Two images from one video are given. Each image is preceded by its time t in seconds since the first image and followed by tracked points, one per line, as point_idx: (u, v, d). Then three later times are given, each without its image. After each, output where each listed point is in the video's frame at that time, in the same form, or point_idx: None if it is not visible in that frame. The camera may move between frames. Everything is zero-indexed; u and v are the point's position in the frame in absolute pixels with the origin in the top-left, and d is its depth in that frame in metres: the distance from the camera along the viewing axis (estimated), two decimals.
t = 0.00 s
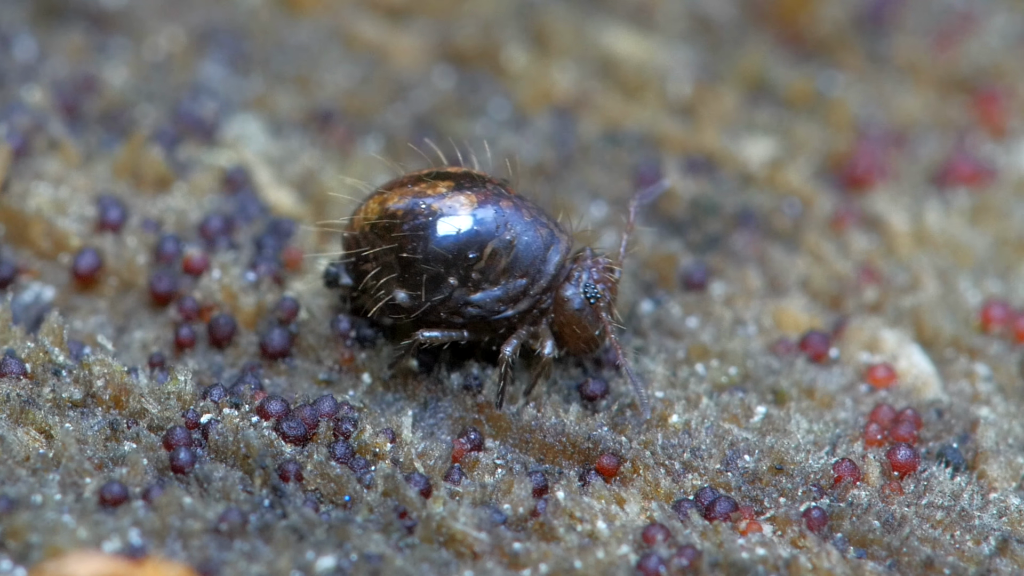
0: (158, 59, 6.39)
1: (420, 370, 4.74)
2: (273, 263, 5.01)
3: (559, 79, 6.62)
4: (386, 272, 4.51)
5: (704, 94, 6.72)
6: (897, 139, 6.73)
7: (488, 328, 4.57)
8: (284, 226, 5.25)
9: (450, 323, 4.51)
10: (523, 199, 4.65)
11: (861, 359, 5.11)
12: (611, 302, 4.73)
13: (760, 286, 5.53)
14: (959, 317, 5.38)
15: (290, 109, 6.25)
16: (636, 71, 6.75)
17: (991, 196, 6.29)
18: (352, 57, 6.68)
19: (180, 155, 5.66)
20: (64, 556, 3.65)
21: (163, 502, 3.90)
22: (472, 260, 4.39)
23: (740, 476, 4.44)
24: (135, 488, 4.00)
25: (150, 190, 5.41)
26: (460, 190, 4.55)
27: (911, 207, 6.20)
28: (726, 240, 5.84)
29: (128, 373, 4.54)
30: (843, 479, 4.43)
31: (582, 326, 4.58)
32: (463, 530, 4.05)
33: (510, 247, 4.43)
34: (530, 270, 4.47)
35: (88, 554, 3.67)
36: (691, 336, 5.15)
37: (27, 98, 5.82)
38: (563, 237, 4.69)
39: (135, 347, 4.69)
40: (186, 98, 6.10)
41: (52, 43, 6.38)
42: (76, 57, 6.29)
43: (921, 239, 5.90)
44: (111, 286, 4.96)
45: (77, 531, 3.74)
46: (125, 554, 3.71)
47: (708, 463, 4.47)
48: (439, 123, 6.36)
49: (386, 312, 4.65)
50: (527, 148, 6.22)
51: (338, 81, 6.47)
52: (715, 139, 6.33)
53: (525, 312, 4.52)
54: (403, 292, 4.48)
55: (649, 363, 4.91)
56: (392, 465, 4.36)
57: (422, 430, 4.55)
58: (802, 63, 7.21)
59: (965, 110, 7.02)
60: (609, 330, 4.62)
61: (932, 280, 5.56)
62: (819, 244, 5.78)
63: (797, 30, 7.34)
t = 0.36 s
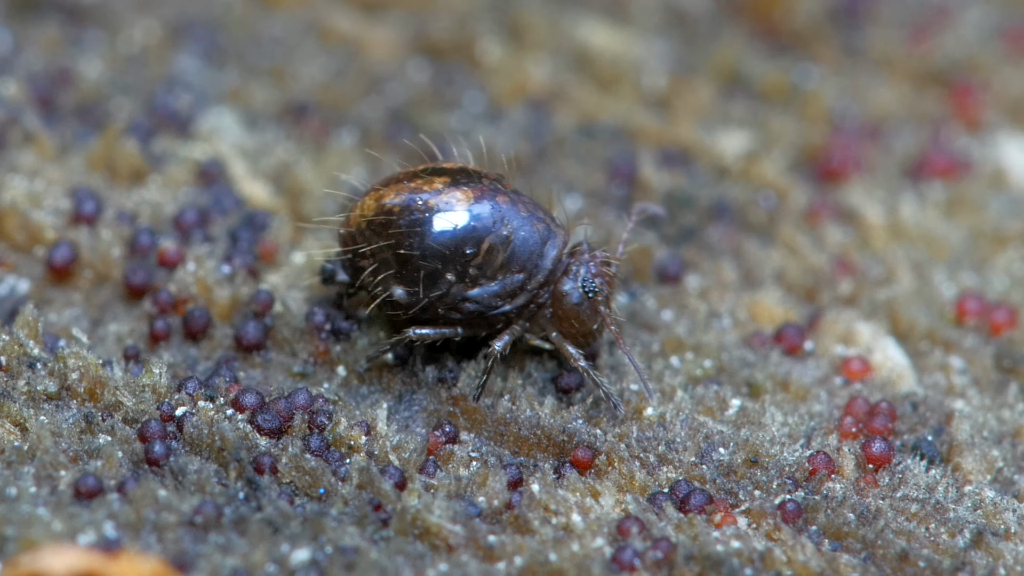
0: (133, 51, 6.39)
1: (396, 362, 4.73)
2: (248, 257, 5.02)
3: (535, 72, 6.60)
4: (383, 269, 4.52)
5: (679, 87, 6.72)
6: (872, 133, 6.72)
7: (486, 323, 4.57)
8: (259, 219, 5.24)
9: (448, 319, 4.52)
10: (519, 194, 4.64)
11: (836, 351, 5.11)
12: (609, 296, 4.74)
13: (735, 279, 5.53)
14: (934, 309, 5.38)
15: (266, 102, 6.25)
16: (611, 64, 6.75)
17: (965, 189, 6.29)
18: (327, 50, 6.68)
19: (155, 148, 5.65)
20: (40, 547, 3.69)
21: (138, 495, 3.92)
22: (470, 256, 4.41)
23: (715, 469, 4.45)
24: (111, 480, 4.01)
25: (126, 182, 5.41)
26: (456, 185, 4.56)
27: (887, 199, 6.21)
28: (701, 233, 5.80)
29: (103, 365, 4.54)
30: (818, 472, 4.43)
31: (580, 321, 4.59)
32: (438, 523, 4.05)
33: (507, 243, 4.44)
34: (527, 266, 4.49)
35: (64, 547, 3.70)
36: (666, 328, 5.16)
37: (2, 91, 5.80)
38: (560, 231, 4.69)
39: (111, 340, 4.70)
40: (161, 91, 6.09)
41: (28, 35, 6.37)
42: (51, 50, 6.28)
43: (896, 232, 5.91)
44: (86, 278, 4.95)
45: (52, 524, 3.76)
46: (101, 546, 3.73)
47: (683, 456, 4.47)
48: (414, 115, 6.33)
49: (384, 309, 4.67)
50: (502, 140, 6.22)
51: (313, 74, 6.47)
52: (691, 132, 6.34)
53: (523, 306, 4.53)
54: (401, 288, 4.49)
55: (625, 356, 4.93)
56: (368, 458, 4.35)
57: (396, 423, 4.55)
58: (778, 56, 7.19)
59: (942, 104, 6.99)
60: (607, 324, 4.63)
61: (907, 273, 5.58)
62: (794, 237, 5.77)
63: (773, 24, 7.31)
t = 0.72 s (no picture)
0: (105, 44, 6.38)
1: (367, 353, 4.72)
2: (220, 248, 5.00)
3: (507, 64, 6.62)
4: (379, 265, 4.50)
5: (651, 79, 6.74)
6: (845, 124, 6.73)
7: (484, 316, 4.55)
8: (231, 210, 5.24)
9: (445, 313, 4.50)
10: (514, 186, 4.61)
11: (808, 343, 5.11)
12: (608, 286, 4.71)
13: (706, 271, 5.54)
14: (906, 302, 5.37)
15: (238, 94, 6.24)
16: (583, 56, 6.77)
17: (937, 180, 6.32)
18: (299, 42, 6.66)
19: (128, 140, 5.63)
20: (12, 540, 3.63)
21: (111, 486, 3.92)
22: (464, 250, 4.39)
23: (687, 461, 4.45)
24: (83, 472, 4.01)
25: (98, 174, 5.41)
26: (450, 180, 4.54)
27: (859, 190, 6.20)
28: (674, 224, 5.84)
29: (75, 357, 4.54)
30: (790, 463, 4.44)
31: (577, 311, 4.57)
32: (410, 514, 4.06)
33: (501, 235, 4.42)
34: (522, 258, 4.44)
35: (35, 539, 3.63)
36: (638, 320, 5.15)
37: None
38: (557, 222, 4.64)
39: (83, 332, 4.69)
40: (133, 83, 6.08)
41: None
42: (24, 43, 6.27)
43: (869, 224, 5.91)
44: (58, 270, 4.95)
45: (24, 516, 3.73)
46: (72, 538, 3.69)
47: (655, 448, 4.47)
48: (386, 106, 6.33)
49: (381, 305, 4.65)
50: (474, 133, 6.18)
51: (285, 66, 6.45)
52: (662, 125, 6.35)
53: (520, 298, 4.50)
54: (395, 284, 4.48)
55: (597, 347, 4.94)
56: (340, 450, 4.35)
57: (369, 415, 4.55)
58: (750, 48, 7.21)
59: (913, 96, 7.02)
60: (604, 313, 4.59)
61: (880, 264, 5.58)
62: (765, 230, 5.78)
63: (744, 16, 7.33)
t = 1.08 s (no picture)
0: (76, 35, 6.36)
1: (338, 344, 4.71)
2: (191, 240, 5.01)
3: (477, 55, 6.63)
4: (384, 263, 4.54)
5: (622, 70, 6.74)
6: (815, 115, 6.74)
7: (488, 315, 4.59)
8: (202, 202, 5.24)
9: (449, 311, 4.55)
10: (518, 184, 4.66)
11: (778, 335, 5.13)
12: (611, 285, 4.73)
13: (676, 262, 5.55)
14: (877, 293, 5.40)
15: (208, 85, 6.22)
16: (553, 48, 6.78)
17: (908, 172, 6.32)
18: (269, 34, 6.66)
19: (98, 132, 5.62)
20: None
21: (81, 478, 3.92)
22: (469, 249, 4.44)
23: (657, 453, 4.45)
24: (53, 464, 4.01)
25: (68, 166, 5.39)
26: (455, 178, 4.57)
27: (829, 182, 6.22)
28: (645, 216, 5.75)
29: (45, 349, 4.53)
30: (760, 455, 4.45)
31: (581, 310, 4.59)
32: (380, 506, 4.07)
33: (506, 234, 4.47)
34: (527, 257, 4.50)
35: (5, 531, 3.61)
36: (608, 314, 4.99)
37: None
38: (560, 221, 4.69)
39: (53, 324, 4.68)
40: (103, 74, 6.06)
41: None
42: None
43: (839, 215, 5.94)
44: (28, 262, 4.94)
45: None
46: (43, 529, 3.69)
47: (625, 440, 4.48)
48: (357, 97, 6.33)
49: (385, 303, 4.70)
50: (444, 125, 6.20)
51: (256, 57, 6.44)
52: (633, 116, 6.37)
53: (524, 296, 4.56)
54: (401, 282, 4.51)
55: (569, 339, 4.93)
56: (310, 441, 4.35)
57: (339, 407, 4.55)
58: (721, 39, 7.21)
59: (884, 87, 7.04)
60: (607, 313, 4.62)
61: (850, 256, 5.60)
62: (736, 221, 5.81)
63: (715, 7, 7.32)
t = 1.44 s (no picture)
0: (44, 25, 6.32)
1: (307, 335, 4.72)
2: (160, 230, 5.00)
3: (446, 47, 6.60)
4: (387, 258, 4.58)
5: (591, 61, 6.74)
6: (785, 107, 6.75)
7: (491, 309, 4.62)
8: (171, 192, 5.23)
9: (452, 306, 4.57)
10: (522, 179, 4.69)
11: (748, 326, 5.14)
12: (615, 281, 4.74)
13: (646, 254, 5.51)
14: (846, 284, 5.43)
15: (177, 75, 6.19)
16: (522, 39, 6.76)
17: (877, 163, 6.34)
18: (239, 25, 6.65)
19: (67, 122, 5.60)
20: None
21: (50, 469, 3.92)
22: (472, 244, 4.46)
23: (627, 444, 4.46)
24: (22, 455, 4.01)
25: (37, 157, 5.37)
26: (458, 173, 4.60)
27: (798, 173, 6.24)
28: (612, 207, 5.76)
29: (14, 340, 4.52)
30: (730, 446, 4.45)
31: (584, 306, 4.62)
32: (349, 497, 4.06)
33: (510, 229, 4.49)
34: (530, 252, 4.52)
35: None
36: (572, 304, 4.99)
37: None
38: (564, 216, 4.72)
39: (22, 315, 4.66)
40: (72, 64, 6.01)
41: None
42: None
43: (808, 206, 5.96)
44: None
45: None
46: (12, 521, 3.70)
47: (595, 431, 4.48)
48: (325, 88, 6.34)
49: (389, 298, 4.73)
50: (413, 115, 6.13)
51: (225, 48, 6.42)
52: (601, 107, 6.37)
53: (527, 291, 4.58)
54: (404, 278, 4.56)
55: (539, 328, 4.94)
56: (279, 433, 4.35)
57: (308, 398, 4.54)
58: (689, 31, 7.22)
59: (852, 77, 7.03)
60: (610, 308, 4.65)
61: (819, 247, 5.63)
62: (705, 212, 5.81)
63: None
